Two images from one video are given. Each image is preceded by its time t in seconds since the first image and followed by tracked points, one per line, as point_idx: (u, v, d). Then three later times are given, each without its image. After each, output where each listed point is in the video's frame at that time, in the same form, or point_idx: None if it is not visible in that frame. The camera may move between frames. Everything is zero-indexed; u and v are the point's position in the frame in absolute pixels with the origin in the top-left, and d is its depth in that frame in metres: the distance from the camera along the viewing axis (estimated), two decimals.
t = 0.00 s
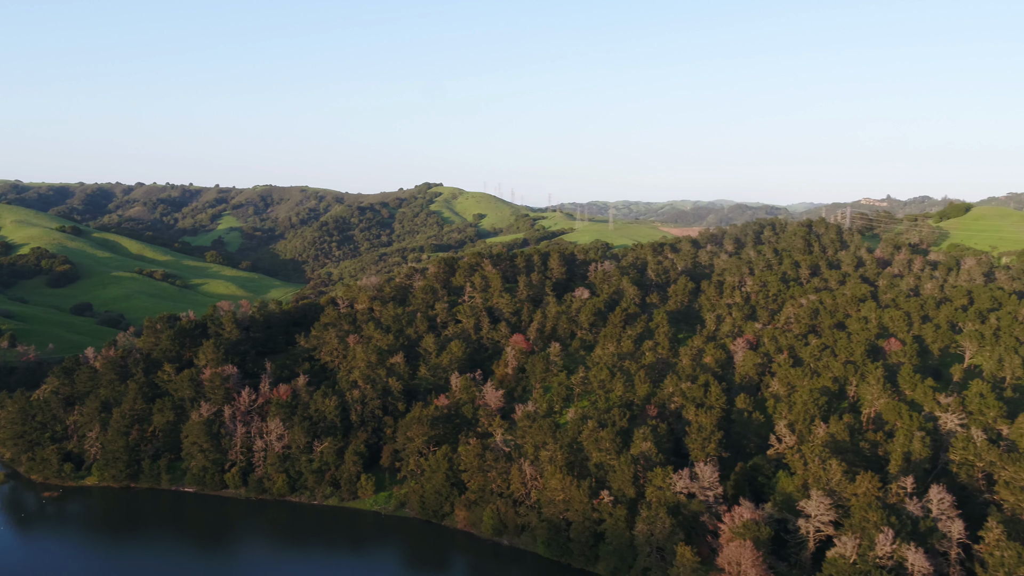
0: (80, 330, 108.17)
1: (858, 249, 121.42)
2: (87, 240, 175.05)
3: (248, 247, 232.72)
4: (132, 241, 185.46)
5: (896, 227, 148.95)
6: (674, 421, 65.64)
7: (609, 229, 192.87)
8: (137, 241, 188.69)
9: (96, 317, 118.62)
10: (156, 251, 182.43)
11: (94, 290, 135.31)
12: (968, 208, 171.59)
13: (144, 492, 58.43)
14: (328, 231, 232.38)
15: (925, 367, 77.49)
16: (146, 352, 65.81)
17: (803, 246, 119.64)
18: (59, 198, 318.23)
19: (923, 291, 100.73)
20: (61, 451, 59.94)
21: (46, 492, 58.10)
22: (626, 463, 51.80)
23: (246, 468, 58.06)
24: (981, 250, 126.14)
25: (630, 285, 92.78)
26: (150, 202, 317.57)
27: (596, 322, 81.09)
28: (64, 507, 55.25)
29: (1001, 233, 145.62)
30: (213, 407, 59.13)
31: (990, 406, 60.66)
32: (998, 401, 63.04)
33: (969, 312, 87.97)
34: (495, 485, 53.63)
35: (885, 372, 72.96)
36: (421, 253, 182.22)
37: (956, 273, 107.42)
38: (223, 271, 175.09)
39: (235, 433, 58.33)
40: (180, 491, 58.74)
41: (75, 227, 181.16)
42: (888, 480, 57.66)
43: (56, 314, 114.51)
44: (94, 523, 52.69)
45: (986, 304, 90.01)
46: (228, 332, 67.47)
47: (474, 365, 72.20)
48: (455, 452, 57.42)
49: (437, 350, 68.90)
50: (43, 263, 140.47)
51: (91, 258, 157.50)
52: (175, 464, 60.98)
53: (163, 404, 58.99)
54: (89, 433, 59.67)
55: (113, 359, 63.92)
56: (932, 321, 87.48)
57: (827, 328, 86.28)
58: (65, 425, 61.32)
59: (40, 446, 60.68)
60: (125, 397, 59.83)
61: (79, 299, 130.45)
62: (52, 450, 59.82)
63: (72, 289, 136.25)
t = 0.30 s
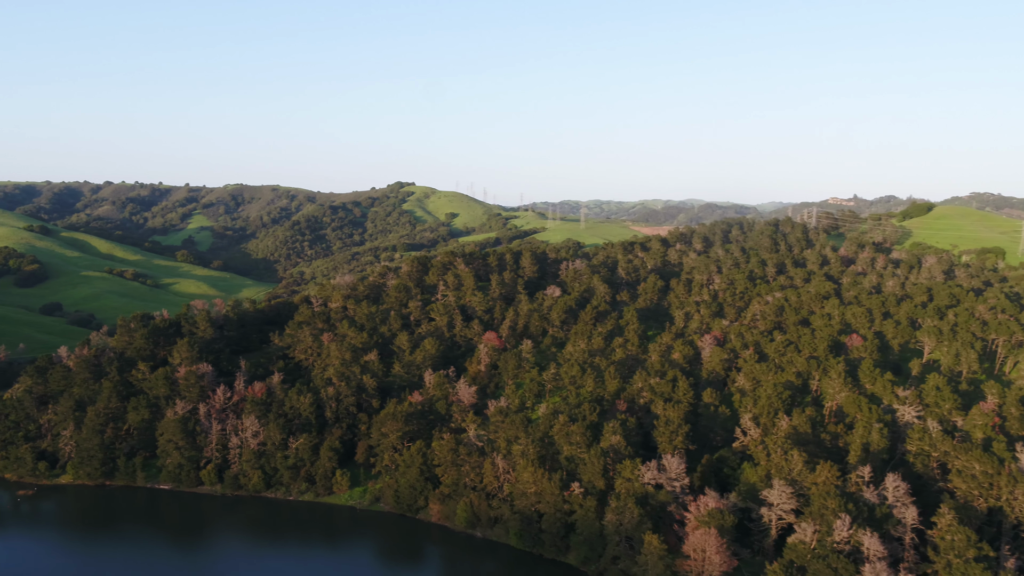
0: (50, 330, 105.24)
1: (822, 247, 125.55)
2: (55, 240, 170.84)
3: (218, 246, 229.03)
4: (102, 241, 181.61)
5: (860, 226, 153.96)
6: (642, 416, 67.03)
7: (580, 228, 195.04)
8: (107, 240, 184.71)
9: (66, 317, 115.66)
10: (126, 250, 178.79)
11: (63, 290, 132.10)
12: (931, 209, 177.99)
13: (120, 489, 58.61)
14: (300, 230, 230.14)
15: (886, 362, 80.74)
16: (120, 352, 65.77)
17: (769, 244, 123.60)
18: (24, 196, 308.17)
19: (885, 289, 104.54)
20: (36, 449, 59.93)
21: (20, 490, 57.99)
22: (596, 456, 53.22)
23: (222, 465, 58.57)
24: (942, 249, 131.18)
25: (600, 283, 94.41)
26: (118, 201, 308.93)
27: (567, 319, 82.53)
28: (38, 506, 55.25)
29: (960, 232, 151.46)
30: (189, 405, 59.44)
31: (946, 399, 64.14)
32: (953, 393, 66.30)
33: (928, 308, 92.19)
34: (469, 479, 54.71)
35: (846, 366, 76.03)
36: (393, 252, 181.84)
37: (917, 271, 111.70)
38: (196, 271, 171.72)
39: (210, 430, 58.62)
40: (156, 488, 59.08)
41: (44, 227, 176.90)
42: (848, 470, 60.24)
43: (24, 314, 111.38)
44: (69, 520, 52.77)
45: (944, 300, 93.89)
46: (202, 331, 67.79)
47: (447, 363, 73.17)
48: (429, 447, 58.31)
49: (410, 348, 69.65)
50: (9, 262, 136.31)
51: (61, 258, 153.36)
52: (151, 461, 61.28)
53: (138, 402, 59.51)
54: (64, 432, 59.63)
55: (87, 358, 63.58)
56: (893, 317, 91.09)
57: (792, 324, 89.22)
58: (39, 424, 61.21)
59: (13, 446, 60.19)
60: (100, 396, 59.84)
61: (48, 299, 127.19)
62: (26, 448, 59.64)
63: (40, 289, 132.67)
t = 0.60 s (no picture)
0: (15, 331, 102.27)
1: (788, 245, 130.40)
2: (17, 238, 165.82)
3: (187, 246, 224.69)
4: (70, 241, 177.28)
5: (824, 225, 159.10)
6: (611, 411, 68.14)
7: (550, 227, 196.96)
8: (71, 239, 179.94)
9: (32, 317, 112.47)
10: (93, 249, 174.45)
11: (27, 290, 128.43)
12: (892, 209, 184.65)
13: (91, 488, 58.39)
14: (270, 229, 227.18)
15: (845, 358, 84.22)
16: (90, 351, 65.35)
17: (735, 243, 127.45)
18: None
19: (846, 286, 108.41)
20: (6, 449, 59.56)
21: None
22: (565, 450, 54.32)
23: (195, 462, 58.71)
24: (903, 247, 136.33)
25: (570, 281, 96.11)
26: (85, 201, 299.72)
27: (537, 317, 83.68)
28: (8, 505, 54.82)
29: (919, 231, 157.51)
30: (161, 403, 59.48)
31: (902, 393, 67.72)
32: (909, 386, 70.06)
33: (887, 305, 95.72)
34: (441, 474, 55.70)
35: (807, 361, 79.02)
36: (364, 251, 181.07)
37: (878, 268, 116.51)
38: (165, 271, 167.99)
39: (183, 428, 58.70)
40: (128, 487, 58.99)
41: (7, 227, 171.88)
42: (808, 460, 62.83)
43: None
44: (41, 518, 52.56)
45: (903, 297, 97.83)
46: (174, 330, 67.97)
47: (419, 360, 73.91)
48: (401, 443, 59.06)
49: (382, 346, 70.22)
50: None
51: (25, 258, 148.79)
52: (123, 460, 61.13)
53: (110, 401, 59.31)
54: (34, 432, 59.24)
55: (56, 357, 63.10)
56: (854, 313, 94.58)
57: (756, 321, 92.05)
58: (8, 425, 60.73)
59: None
60: (71, 395, 59.43)
61: (11, 299, 123.54)
62: None
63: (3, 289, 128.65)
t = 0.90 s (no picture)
0: None
1: (747, 244, 135.05)
2: None
3: (148, 246, 218.86)
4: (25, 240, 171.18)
5: (782, 225, 164.73)
6: (574, 406, 69.49)
7: (516, 226, 198.80)
8: (25, 238, 173.58)
9: None
10: (50, 248, 168.86)
11: None
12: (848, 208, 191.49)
13: (56, 487, 57.90)
14: (233, 228, 223.00)
15: (801, 352, 87.97)
16: (54, 350, 64.58)
17: (696, 241, 131.42)
18: None
19: (803, 283, 112.68)
20: None
21: None
22: (529, 444, 55.54)
23: (162, 460, 58.71)
24: (858, 246, 141.89)
25: (534, 279, 97.75)
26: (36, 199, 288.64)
27: (502, 316, 84.86)
28: None
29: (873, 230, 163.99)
30: (127, 403, 59.26)
31: (855, 386, 71.34)
32: (860, 379, 73.74)
33: (842, 302, 99.64)
34: (407, 469, 56.86)
35: (764, 356, 82.13)
36: (330, 251, 179.68)
37: (834, 266, 121.50)
38: (126, 271, 163.51)
39: (150, 426, 58.68)
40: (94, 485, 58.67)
41: None
42: (764, 451, 65.91)
43: None
44: (5, 518, 52.10)
45: (857, 294, 102.31)
46: (139, 329, 67.61)
47: (386, 357, 74.59)
48: (368, 439, 59.78)
49: (349, 343, 70.75)
50: None
51: None
52: (89, 459, 60.80)
53: (75, 400, 58.91)
54: None
55: (19, 356, 62.21)
56: (810, 310, 98.48)
57: (715, 317, 95.21)
58: None
59: None
60: (35, 395, 58.81)
61: None
62: None
63: None
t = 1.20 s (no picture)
0: None
1: (711, 243, 138.79)
2: None
3: (113, 245, 213.12)
4: None
5: (745, 224, 169.46)
6: (542, 401, 70.33)
7: (484, 225, 200.08)
8: None
9: None
10: (8, 247, 163.07)
11: None
12: (810, 208, 197.19)
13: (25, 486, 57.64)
14: (200, 228, 218.79)
15: (763, 348, 91.29)
16: (20, 350, 63.69)
17: (661, 240, 134.53)
18: None
19: (766, 280, 116.37)
20: None
21: None
22: (498, 438, 56.90)
23: (132, 458, 58.76)
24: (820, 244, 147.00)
25: (502, 278, 99.25)
26: None
27: (470, 313, 85.88)
28: None
29: (834, 229, 169.28)
30: (97, 401, 59.52)
31: (813, 379, 74.54)
32: (819, 372, 76.80)
33: (803, 298, 103.76)
34: (379, 463, 57.62)
35: (726, 351, 85.04)
36: (298, 250, 178.03)
37: (795, 264, 125.96)
38: (90, 270, 159.04)
39: (120, 425, 58.72)
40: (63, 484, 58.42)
41: None
42: (726, 443, 67.81)
43: None
44: None
45: (818, 291, 106.35)
46: (107, 328, 67.39)
47: (355, 355, 75.09)
48: (339, 435, 60.42)
49: (319, 342, 71.12)
50: None
51: None
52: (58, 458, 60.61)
53: (43, 400, 58.78)
54: None
55: None
56: (772, 307, 102.07)
57: (680, 314, 98.00)
58: None
59: None
60: (2, 394, 58.43)
61: None
62: None
63: None
